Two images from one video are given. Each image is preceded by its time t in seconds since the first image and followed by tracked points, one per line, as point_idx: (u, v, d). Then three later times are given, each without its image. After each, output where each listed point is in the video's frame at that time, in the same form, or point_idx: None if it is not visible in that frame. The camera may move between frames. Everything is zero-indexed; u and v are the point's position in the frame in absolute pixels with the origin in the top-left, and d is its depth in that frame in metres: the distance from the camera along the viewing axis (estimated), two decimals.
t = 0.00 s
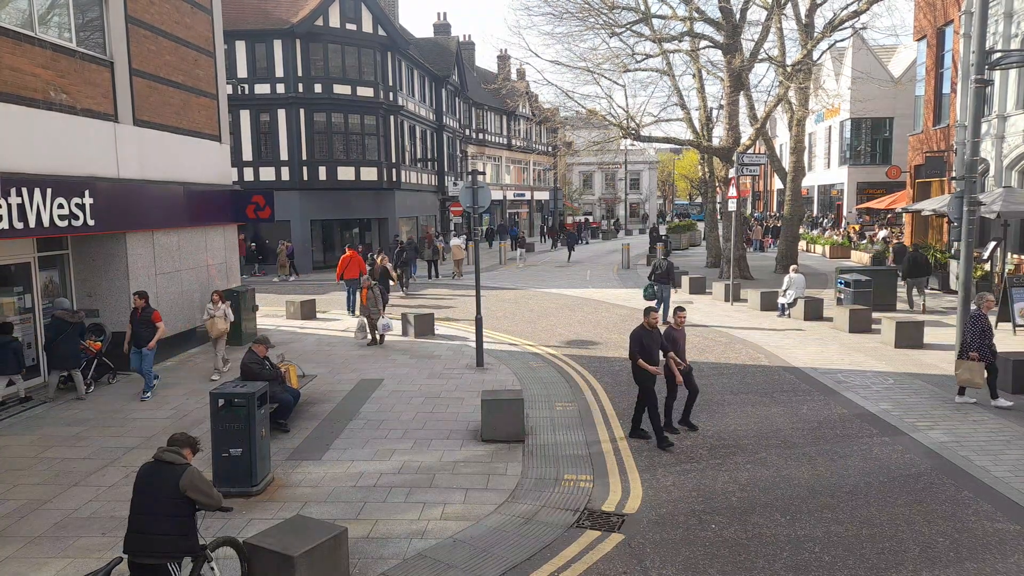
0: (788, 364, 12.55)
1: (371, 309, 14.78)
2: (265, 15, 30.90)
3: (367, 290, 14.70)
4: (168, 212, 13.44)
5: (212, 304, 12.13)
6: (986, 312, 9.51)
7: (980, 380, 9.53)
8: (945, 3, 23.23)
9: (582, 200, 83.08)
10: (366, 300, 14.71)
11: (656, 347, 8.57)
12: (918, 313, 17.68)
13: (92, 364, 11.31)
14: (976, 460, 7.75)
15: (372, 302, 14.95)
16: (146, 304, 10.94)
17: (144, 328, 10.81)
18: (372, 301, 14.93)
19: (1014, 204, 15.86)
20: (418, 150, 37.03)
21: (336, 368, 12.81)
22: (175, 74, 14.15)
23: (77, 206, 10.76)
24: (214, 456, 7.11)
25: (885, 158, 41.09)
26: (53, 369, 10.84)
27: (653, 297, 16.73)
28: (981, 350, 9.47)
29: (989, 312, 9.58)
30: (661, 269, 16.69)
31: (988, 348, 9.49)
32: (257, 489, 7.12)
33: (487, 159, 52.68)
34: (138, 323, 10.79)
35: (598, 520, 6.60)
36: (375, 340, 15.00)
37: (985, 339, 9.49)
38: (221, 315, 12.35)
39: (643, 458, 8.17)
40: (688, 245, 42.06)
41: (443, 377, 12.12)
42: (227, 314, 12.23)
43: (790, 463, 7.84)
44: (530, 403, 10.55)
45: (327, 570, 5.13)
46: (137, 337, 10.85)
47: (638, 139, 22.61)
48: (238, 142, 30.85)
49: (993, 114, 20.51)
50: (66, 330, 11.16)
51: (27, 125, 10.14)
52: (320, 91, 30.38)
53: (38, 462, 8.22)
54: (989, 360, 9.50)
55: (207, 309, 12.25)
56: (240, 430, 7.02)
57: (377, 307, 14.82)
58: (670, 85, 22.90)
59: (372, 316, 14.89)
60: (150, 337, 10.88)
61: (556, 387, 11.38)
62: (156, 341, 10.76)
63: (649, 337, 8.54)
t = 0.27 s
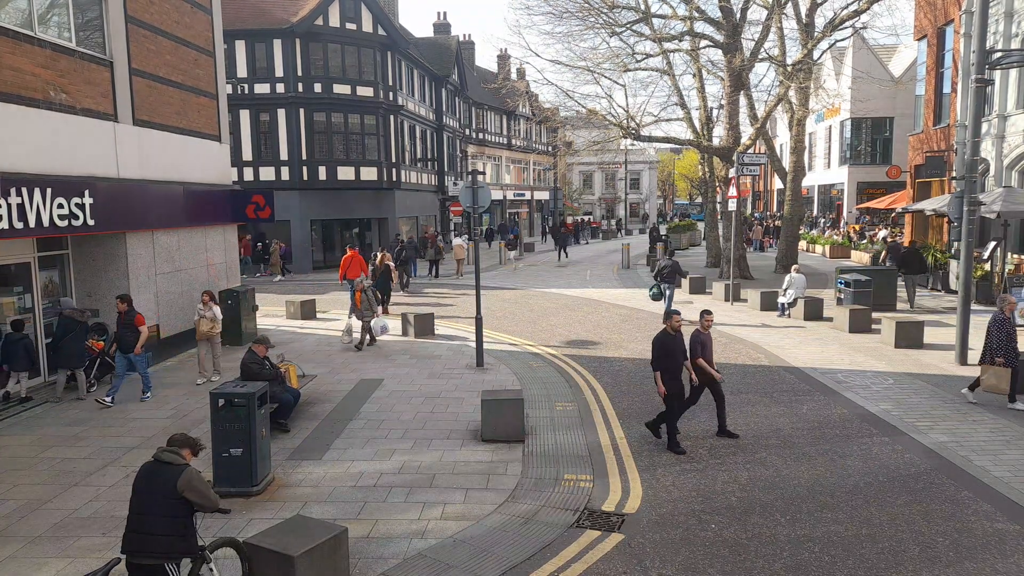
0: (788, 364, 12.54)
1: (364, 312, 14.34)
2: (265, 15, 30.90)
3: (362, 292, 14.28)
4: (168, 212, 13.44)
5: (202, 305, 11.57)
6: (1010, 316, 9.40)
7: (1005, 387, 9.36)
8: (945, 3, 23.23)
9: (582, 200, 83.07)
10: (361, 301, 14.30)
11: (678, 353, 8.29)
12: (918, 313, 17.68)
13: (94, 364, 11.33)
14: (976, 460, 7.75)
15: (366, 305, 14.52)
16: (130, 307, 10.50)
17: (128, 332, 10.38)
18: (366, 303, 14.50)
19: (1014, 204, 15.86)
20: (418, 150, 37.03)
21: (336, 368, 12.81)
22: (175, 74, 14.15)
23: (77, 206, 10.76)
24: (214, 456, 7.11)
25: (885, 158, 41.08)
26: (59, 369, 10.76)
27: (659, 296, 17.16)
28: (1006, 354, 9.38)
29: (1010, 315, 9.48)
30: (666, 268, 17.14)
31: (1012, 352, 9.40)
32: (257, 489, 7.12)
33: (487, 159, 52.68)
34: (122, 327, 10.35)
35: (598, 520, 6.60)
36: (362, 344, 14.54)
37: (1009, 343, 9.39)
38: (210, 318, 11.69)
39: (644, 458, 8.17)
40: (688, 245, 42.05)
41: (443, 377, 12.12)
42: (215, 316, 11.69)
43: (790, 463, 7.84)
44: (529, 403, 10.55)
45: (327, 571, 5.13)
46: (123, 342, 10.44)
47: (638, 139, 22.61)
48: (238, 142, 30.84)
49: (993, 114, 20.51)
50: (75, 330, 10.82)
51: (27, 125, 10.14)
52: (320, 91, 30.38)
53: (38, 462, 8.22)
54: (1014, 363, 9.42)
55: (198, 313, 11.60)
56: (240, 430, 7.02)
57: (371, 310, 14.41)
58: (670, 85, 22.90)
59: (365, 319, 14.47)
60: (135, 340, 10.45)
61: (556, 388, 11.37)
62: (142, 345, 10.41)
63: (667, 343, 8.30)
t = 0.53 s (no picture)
0: (788, 364, 12.54)
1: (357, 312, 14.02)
2: (265, 15, 30.90)
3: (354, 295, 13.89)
4: (168, 212, 13.44)
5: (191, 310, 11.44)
6: None
7: None
8: (945, 3, 23.23)
9: (582, 200, 83.07)
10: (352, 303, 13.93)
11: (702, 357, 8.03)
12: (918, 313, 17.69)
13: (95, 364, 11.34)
14: (976, 460, 7.75)
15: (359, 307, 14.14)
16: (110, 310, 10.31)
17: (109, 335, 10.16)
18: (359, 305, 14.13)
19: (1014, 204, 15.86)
20: (418, 149, 37.03)
21: (336, 368, 12.81)
22: (175, 74, 14.15)
23: (77, 206, 10.77)
24: (214, 456, 7.12)
25: (885, 158, 41.09)
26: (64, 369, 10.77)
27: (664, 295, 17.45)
28: None
29: None
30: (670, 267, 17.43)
31: None
32: (257, 489, 7.12)
33: (487, 159, 52.70)
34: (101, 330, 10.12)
35: (598, 520, 6.61)
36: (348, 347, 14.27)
37: None
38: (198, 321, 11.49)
39: (643, 458, 8.18)
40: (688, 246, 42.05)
41: (443, 377, 12.12)
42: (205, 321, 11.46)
43: (790, 463, 7.84)
44: (529, 403, 10.55)
45: (327, 571, 5.13)
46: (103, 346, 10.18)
47: (638, 139, 22.61)
48: (238, 142, 30.85)
49: (993, 114, 20.51)
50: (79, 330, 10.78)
51: (27, 126, 10.14)
52: (320, 91, 30.38)
53: (38, 462, 8.22)
54: None
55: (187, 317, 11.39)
56: (240, 430, 7.02)
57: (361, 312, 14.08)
58: (670, 86, 22.91)
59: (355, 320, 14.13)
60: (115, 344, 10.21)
61: (556, 388, 11.37)
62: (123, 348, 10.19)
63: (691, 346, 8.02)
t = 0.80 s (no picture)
0: (789, 364, 12.53)
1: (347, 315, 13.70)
2: (265, 15, 30.90)
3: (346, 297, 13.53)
4: (168, 213, 13.45)
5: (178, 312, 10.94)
6: None
7: None
8: (945, 3, 23.22)
9: (582, 200, 83.05)
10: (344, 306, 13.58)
11: (731, 357, 7.96)
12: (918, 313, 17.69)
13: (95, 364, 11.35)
14: (976, 460, 7.75)
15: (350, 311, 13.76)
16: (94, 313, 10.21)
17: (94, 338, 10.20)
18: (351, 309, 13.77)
19: (1014, 204, 15.86)
20: (418, 150, 37.03)
21: (336, 368, 12.80)
22: (175, 74, 14.15)
23: (77, 206, 10.77)
24: (214, 456, 7.11)
25: (885, 158, 41.09)
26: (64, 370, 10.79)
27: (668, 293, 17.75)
28: None
29: None
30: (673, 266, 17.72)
31: None
32: (257, 489, 7.12)
33: (487, 159, 52.69)
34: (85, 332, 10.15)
35: (598, 520, 6.60)
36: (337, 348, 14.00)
37: None
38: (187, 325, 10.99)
39: (644, 458, 8.17)
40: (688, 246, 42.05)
41: (443, 377, 12.11)
42: (191, 324, 10.88)
43: (790, 463, 7.84)
44: (529, 403, 10.54)
45: (327, 571, 5.13)
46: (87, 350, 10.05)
47: (638, 139, 22.61)
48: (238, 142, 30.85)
49: (993, 114, 20.51)
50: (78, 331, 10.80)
51: (27, 126, 10.14)
52: (320, 91, 30.37)
53: (38, 462, 8.22)
54: None
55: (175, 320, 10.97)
56: (240, 430, 7.01)
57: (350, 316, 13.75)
58: (670, 86, 22.90)
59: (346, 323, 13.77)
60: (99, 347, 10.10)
61: (556, 388, 11.37)
62: (105, 352, 9.99)
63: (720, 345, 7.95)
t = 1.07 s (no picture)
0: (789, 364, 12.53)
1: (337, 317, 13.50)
2: (265, 15, 30.90)
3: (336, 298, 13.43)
4: (168, 212, 13.45)
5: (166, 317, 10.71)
6: None
7: None
8: (945, 3, 23.23)
9: (582, 199, 83.05)
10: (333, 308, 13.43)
11: (758, 362, 7.64)
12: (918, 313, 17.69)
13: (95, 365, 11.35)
14: (976, 460, 7.75)
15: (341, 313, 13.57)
16: (76, 317, 9.92)
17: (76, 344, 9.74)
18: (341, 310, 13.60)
19: (1014, 204, 15.86)
20: (418, 149, 37.03)
21: (336, 368, 12.80)
22: (175, 74, 14.15)
23: (77, 206, 10.77)
24: (214, 456, 7.11)
25: (885, 158, 41.10)
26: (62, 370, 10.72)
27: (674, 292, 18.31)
28: None
29: None
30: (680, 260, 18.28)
31: None
32: (257, 489, 7.13)
33: (487, 158, 52.70)
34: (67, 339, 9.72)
35: (598, 520, 6.60)
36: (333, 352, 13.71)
37: None
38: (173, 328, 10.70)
39: (644, 458, 8.17)
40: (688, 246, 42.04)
41: (443, 377, 12.11)
42: (179, 330, 10.68)
43: (790, 463, 7.84)
44: (529, 403, 10.55)
45: (327, 571, 5.13)
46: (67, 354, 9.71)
47: (638, 139, 22.61)
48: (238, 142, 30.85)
49: (993, 114, 20.52)
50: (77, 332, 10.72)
51: (27, 126, 10.14)
52: (320, 91, 30.38)
53: (38, 462, 8.22)
54: None
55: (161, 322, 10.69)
56: (240, 429, 7.01)
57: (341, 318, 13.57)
58: (670, 86, 22.90)
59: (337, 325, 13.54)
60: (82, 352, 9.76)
61: (556, 388, 11.38)
62: (88, 356, 9.60)
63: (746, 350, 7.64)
